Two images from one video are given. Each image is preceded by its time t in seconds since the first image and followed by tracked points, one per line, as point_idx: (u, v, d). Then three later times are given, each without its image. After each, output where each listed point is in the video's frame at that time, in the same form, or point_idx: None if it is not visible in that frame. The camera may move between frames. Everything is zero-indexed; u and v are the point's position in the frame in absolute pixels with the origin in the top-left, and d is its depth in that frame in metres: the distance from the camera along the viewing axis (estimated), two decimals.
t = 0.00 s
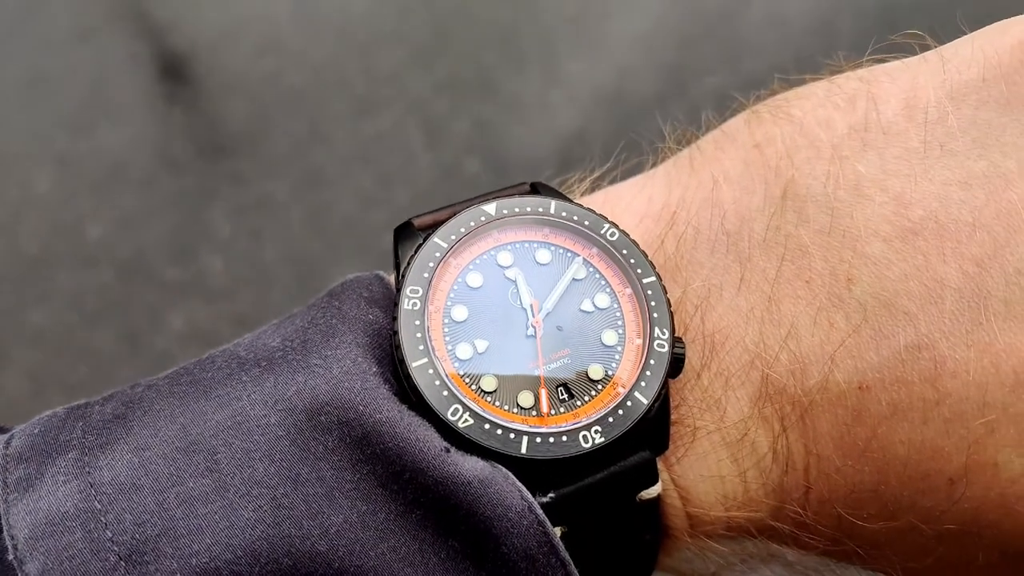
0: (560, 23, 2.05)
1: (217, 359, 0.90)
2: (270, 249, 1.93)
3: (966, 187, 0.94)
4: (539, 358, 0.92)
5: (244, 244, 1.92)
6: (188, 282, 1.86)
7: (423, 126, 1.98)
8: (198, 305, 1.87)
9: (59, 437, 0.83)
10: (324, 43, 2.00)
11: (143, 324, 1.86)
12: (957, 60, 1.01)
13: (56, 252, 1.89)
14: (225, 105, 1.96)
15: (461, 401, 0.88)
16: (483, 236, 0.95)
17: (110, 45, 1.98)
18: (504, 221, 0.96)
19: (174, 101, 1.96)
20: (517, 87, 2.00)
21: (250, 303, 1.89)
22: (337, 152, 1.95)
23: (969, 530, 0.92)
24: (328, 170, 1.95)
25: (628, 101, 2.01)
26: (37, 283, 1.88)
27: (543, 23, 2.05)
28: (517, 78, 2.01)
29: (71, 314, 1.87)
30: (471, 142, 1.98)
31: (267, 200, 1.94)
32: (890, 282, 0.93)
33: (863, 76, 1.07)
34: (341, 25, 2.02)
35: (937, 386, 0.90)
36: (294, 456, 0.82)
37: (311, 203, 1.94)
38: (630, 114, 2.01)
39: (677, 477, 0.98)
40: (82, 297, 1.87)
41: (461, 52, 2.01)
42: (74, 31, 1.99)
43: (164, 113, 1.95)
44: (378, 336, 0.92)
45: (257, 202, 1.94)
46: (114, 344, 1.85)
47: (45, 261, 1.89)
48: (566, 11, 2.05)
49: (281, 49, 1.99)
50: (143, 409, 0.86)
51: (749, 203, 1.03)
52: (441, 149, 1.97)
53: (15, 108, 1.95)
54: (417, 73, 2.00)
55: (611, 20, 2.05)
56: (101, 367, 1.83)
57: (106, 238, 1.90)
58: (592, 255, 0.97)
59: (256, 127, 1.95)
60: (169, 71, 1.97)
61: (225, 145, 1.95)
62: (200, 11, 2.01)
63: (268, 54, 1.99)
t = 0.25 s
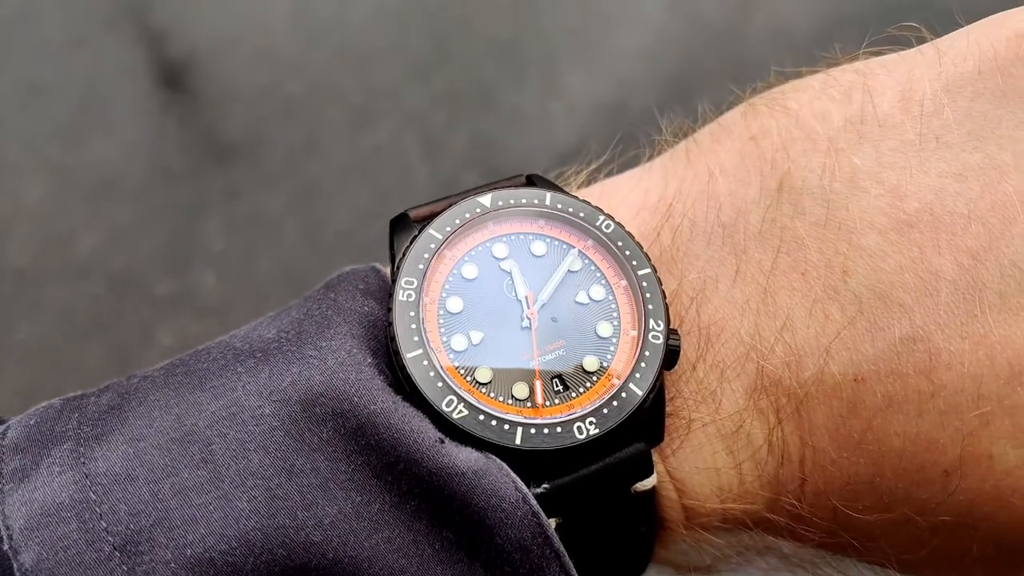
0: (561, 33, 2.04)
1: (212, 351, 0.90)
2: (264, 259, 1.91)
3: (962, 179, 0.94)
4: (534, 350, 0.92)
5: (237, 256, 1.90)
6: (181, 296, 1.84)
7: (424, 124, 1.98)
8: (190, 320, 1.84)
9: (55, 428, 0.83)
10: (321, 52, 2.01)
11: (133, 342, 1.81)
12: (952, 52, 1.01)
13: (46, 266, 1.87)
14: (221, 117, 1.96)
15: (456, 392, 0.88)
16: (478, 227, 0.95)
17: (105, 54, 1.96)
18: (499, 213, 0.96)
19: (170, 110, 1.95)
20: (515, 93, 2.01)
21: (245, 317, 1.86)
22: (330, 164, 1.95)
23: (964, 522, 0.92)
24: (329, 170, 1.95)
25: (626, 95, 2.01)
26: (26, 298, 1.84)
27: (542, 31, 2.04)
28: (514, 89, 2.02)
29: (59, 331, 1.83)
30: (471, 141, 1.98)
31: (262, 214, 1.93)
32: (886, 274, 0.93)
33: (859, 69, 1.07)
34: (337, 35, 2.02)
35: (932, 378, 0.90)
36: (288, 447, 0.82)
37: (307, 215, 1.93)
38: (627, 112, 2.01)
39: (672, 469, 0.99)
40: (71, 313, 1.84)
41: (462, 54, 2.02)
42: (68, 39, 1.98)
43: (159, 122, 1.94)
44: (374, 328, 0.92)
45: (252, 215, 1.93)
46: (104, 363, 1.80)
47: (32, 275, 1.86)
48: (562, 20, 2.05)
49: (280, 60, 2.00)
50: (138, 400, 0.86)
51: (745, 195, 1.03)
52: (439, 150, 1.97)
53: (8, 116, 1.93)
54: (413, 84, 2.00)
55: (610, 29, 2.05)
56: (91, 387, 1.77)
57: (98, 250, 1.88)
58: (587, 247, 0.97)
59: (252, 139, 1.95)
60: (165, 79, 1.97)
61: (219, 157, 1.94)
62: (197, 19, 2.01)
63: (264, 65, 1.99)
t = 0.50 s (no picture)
0: (559, 42, 2.06)
1: (210, 346, 0.91)
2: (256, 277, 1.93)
3: (959, 171, 0.94)
4: (531, 345, 0.92)
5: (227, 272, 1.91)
6: (173, 312, 1.86)
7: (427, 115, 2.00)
8: (183, 334, 1.86)
9: (53, 424, 0.83)
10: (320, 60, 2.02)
11: (126, 354, 1.85)
12: (949, 44, 1.01)
13: (39, 280, 1.88)
14: (217, 128, 1.97)
15: (452, 386, 0.88)
16: (475, 223, 0.96)
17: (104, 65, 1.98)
18: (496, 208, 0.96)
19: (166, 119, 1.95)
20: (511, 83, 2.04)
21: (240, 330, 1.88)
22: (320, 181, 1.97)
23: (962, 514, 0.92)
24: (330, 169, 1.97)
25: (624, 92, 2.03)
26: (19, 312, 1.86)
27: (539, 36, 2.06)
28: (510, 97, 2.03)
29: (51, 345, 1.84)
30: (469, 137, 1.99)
31: (257, 227, 1.95)
32: (882, 267, 0.93)
33: (856, 61, 1.07)
34: (334, 46, 2.03)
35: (929, 370, 0.90)
36: (285, 442, 0.82)
37: (298, 235, 1.95)
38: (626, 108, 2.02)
39: (670, 463, 0.98)
40: (63, 327, 1.86)
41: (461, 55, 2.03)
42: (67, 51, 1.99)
43: (155, 132, 1.94)
44: (370, 323, 0.92)
45: (246, 229, 1.95)
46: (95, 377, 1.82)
47: (24, 288, 1.87)
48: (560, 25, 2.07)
49: (279, 73, 2.02)
50: (136, 396, 0.87)
51: (741, 189, 1.03)
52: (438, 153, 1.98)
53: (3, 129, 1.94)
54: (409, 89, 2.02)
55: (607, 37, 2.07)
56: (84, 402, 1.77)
57: (90, 263, 1.89)
58: (584, 242, 0.97)
59: (248, 154, 1.97)
60: (162, 89, 1.97)
61: (216, 169, 1.96)
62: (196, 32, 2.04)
63: (261, 76, 2.01)
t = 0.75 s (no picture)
0: (559, 56, 2.08)
1: (205, 340, 0.91)
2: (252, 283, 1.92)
3: (955, 161, 0.93)
4: (525, 337, 0.92)
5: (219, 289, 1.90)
6: (165, 328, 1.86)
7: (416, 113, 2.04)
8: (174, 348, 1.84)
9: (48, 418, 0.84)
10: (318, 69, 2.04)
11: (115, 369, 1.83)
12: (946, 33, 1.00)
13: (30, 295, 1.89)
14: (212, 142, 1.99)
15: (446, 379, 0.88)
16: (469, 215, 0.96)
17: (99, 79, 2.01)
18: (490, 200, 0.96)
19: (160, 135, 1.98)
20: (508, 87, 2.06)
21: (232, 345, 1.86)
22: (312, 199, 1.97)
23: (959, 507, 0.91)
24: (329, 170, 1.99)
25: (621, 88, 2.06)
26: (9, 328, 1.86)
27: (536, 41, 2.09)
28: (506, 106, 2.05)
29: (41, 362, 1.84)
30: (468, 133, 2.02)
31: (250, 244, 1.95)
32: (878, 257, 0.93)
33: (852, 51, 1.06)
34: (331, 57, 2.05)
35: (925, 360, 0.89)
36: (279, 434, 0.82)
37: (293, 249, 1.95)
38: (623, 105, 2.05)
39: (665, 455, 0.98)
40: (53, 343, 1.85)
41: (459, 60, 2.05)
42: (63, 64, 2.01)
43: (148, 146, 1.96)
44: (365, 316, 0.92)
45: (240, 246, 1.95)
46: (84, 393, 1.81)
47: (15, 304, 1.88)
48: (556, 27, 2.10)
49: (277, 84, 2.03)
50: (131, 389, 0.87)
51: (737, 180, 1.03)
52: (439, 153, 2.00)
53: None
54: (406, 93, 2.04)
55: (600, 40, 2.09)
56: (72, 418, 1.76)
57: (81, 279, 1.90)
58: (579, 234, 0.97)
59: (240, 168, 1.98)
60: (156, 100, 2.00)
61: (210, 183, 1.97)
62: (192, 42, 2.05)
63: (258, 87, 2.02)
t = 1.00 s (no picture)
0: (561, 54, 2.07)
1: (202, 332, 0.91)
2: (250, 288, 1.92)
3: (955, 152, 0.93)
4: (523, 329, 0.92)
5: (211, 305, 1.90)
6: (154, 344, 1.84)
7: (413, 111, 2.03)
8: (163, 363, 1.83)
9: (44, 409, 0.83)
10: (313, 75, 2.04)
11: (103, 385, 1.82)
12: (946, 25, 1.00)
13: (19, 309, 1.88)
14: (205, 154, 1.99)
15: (444, 370, 0.88)
16: (467, 207, 0.95)
17: (91, 89, 2.00)
18: (488, 191, 0.96)
19: (153, 146, 1.98)
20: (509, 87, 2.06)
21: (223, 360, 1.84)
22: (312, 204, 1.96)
23: (959, 500, 0.91)
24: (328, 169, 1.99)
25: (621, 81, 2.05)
26: None
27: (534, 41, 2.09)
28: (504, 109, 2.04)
29: (29, 376, 1.83)
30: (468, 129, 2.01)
31: (244, 258, 1.94)
32: (878, 249, 0.93)
33: (852, 43, 1.06)
34: (327, 63, 2.05)
35: (925, 353, 0.89)
36: (275, 426, 0.82)
37: (290, 261, 1.94)
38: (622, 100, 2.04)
39: (664, 448, 0.98)
40: (41, 359, 1.85)
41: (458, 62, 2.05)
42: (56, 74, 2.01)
43: (141, 157, 1.97)
44: (363, 308, 0.92)
45: (232, 260, 1.93)
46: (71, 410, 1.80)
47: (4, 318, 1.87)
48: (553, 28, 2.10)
49: (273, 93, 2.02)
50: (128, 381, 0.86)
51: (736, 172, 1.02)
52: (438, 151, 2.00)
53: None
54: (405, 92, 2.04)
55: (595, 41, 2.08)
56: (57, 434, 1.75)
57: (72, 294, 1.90)
58: (577, 226, 0.97)
59: (232, 179, 1.98)
60: (151, 110, 2.00)
61: (202, 195, 1.97)
62: (186, 50, 2.04)
63: (253, 97, 2.02)
